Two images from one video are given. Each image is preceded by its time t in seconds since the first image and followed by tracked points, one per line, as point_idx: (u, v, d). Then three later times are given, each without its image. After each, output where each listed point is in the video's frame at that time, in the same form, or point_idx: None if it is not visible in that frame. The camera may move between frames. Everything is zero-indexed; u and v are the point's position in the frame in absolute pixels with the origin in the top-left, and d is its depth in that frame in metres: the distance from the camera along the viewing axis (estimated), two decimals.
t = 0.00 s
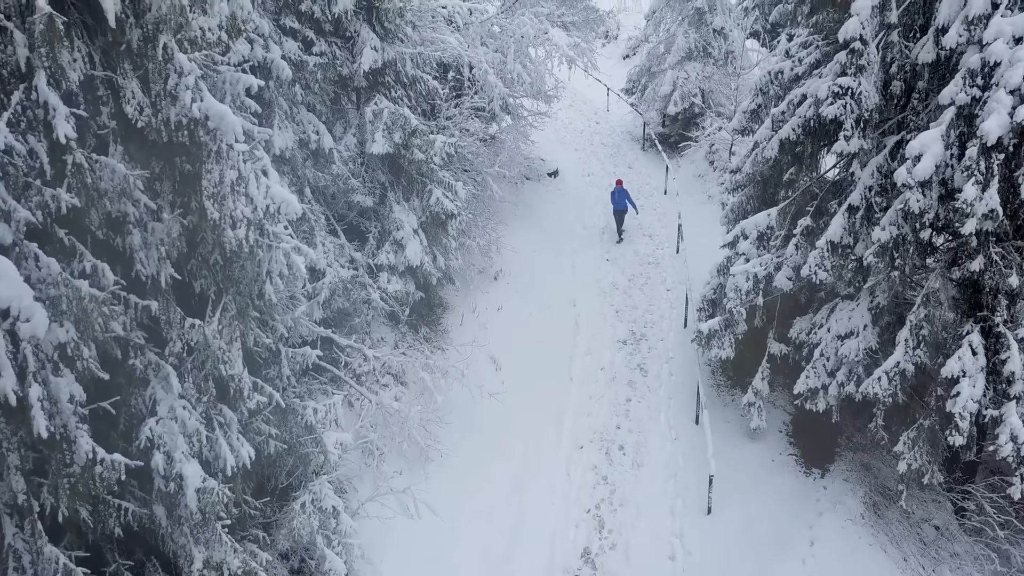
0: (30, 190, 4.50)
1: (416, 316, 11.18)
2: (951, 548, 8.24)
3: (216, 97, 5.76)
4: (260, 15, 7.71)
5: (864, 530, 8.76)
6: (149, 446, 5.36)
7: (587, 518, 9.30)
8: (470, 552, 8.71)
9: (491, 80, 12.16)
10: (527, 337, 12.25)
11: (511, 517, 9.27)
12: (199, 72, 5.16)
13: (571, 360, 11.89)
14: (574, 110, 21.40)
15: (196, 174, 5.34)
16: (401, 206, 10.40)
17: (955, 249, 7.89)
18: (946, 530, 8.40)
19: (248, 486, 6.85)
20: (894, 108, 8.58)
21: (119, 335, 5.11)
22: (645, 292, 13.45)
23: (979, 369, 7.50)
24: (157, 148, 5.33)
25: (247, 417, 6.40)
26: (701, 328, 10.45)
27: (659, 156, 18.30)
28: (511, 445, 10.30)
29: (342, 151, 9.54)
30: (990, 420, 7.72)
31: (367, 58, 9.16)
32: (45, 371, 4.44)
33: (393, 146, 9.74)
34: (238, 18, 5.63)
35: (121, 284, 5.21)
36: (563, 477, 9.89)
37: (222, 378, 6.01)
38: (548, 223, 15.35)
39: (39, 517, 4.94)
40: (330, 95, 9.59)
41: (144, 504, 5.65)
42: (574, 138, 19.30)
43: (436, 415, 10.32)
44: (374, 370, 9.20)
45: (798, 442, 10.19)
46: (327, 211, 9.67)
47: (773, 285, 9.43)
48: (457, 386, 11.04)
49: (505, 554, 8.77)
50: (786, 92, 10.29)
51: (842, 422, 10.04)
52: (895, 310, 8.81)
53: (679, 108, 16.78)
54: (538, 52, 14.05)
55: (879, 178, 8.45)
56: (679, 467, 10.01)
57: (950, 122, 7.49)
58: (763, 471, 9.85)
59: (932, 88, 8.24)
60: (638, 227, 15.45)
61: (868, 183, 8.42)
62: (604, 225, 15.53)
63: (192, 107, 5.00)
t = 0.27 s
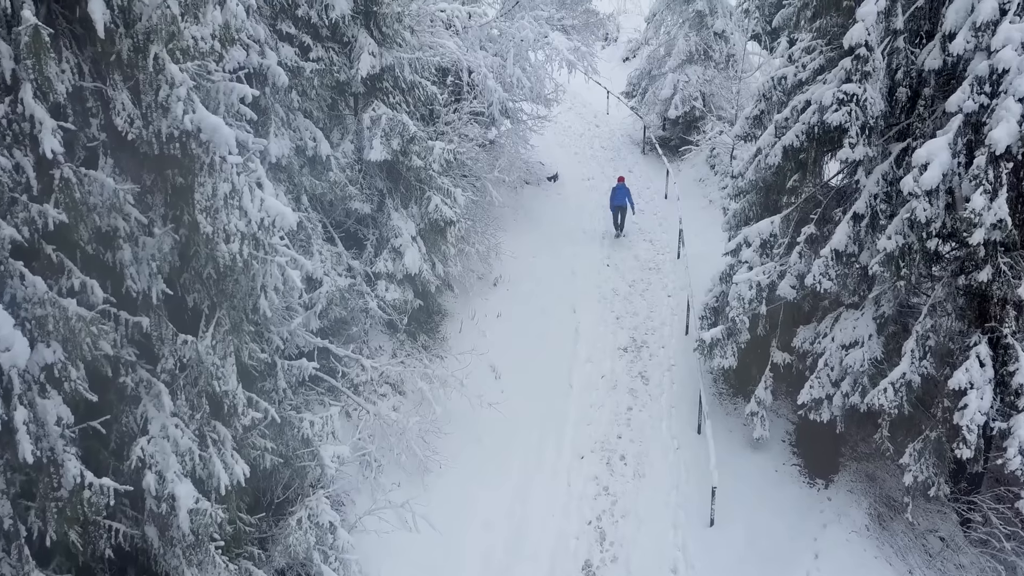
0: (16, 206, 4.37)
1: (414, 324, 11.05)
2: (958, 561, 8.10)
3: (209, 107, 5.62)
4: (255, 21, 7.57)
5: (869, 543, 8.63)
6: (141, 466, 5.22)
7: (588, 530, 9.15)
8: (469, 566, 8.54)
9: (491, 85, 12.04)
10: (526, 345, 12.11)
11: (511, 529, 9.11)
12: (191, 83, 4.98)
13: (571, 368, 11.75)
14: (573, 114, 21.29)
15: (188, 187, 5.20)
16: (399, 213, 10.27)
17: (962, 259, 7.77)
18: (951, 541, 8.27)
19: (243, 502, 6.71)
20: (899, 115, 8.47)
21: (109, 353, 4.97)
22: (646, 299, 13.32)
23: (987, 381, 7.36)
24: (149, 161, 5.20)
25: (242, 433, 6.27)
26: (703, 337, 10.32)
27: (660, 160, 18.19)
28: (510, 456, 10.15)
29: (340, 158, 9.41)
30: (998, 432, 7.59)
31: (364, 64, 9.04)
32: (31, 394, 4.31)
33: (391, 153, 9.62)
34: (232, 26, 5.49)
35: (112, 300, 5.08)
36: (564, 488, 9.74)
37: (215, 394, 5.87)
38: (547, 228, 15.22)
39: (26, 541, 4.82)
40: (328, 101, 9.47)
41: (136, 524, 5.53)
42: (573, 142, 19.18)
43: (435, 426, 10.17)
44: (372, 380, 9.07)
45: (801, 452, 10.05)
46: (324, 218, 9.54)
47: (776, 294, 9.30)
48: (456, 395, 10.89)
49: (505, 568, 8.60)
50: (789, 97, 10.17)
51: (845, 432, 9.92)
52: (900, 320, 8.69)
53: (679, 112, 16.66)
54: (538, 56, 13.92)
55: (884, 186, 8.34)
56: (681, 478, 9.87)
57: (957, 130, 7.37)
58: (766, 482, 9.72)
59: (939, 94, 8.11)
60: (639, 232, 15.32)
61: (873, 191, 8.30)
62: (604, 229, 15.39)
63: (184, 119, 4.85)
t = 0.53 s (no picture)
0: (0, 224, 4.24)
1: (413, 332, 10.92)
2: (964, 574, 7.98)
3: (202, 117, 5.48)
4: (251, 27, 7.43)
5: (874, 555, 8.50)
6: (131, 487, 5.10)
7: (589, 542, 8.99)
8: None
9: (489, 89, 11.92)
10: (525, 352, 11.97)
11: (511, 543, 8.94)
12: (182, 95, 4.86)
13: (571, 375, 11.61)
14: (573, 117, 21.17)
15: (180, 201, 5.07)
16: (397, 220, 10.13)
17: (969, 269, 7.65)
18: (956, 552, 8.17)
19: (237, 519, 6.58)
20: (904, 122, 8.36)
21: (97, 372, 4.84)
22: (646, 305, 13.18)
23: (995, 393, 7.21)
24: (138, 174, 5.05)
25: (237, 449, 6.13)
26: (705, 346, 10.19)
27: (660, 163, 18.08)
28: (510, 466, 10.00)
29: (337, 166, 9.29)
30: (1006, 445, 7.46)
31: (362, 69, 8.91)
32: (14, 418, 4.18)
33: (389, 160, 9.49)
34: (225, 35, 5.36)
35: (100, 318, 4.95)
36: (564, 499, 9.59)
37: (208, 411, 5.73)
38: (547, 233, 15.09)
39: (12, 567, 4.67)
40: (325, 107, 9.34)
41: (127, 545, 5.39)
42: (573, 145, 19.06)
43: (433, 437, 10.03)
44: (370, 390, 8.93)
45: (804, 462, 9.92)
46: (320, 226, 9.41)
47: (780, 303, 9.18)
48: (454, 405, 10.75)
49: None
50: (792, 103, 10.06)
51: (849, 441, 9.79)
52: (905, 329, 8.57)
53: (680, 115, 16.54)
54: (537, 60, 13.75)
55: (889, 194, 8.23)
56: (682, 489, 9.73)
57: (965, 138, 7.24)
58: (769, 493, 9.59)
59: (944, 102, 7.99)
60: (639, 237, 15.20)
61: (878, 199, 8.19)
62: (604, 234, 15.25)
63: (175, 132, 4.72)
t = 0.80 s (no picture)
0: None
1: (410, 340, 10.78)
2: None
3: (194, 128, 5.34)
4: (245, 33, 7.29)
5: (879, 568, 8.37)
6: (121, 509, 4.95)
7: (590, 555, 8.82)
8: None
9: (488, 94, 11.79)
10: (524, 360, 11.83)
11: (510, 556, 8.75)
12: (172, 107, 4.73)
13: (571, 383, 11.47)
14: (572, 120, 21.06)
15: (170, 215, 4.94)
16: (395, 228, 10.00)
17: (975, 279, 7.52)
18: (961, 564, 8.07)
19: (231, 536, 6.45)
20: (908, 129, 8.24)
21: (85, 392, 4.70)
22: (647, 311, 13.06)
23: (1003, 406, 7.04)
24: (127, 188, 4.91)
25: (230, 467, 5.98)
26: (707, 355, 10.06)
27: (659, 167, 17.96)
28: (509, 477, 9.85)
29: (334, 173, 9.15)
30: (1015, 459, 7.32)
31: (358, 75, 8.77)
32: None
33: (386, 167, 9.36)
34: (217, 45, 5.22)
35: (87, 336, 4.81)
36: (565, 511, 9.44)
37: (201, 429, 5.59)
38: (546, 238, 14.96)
39: None
40: (321, 114, 9.20)
41: (117, 568, 5.25)
42: (572, 149, 18.95)
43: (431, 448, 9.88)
44: (366, 401, 8.80)
45: (807, 472, 9.80)
46: (316, 235, 9.28)
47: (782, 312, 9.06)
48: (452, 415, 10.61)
49: None
50: (795, 109, 9.93)
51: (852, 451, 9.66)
52: (910, 339, 8.45)
53: (680, 119, 16.41)
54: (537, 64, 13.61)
55: (894, 203, 8.10)
56: (684, 500, 9.59)
57: (972, 147, 7.12)
58: (772, 504, 9.46)
59: (950, 109, 7.87)
60: (639, 242, 15.07)
61: (883, 207, 8.07)
62: (604, 239, 15.12)
63: (165, 146, 4.58)
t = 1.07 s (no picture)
0: None
1: (408, 349, 10.64)
2: None
3: (185, 140, 5.20)
4: (238, 39, 7.13)
5: None
6: (109, 534, 4.80)
7: (590, 568, 8.66)
8: None
9: (487, 99, 11.66)
10: (523, 368, 11.69)
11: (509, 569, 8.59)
12: (161, 120, 4.59)
13: (571, 392, 11.34)
14: (571, 124, 20.94)
15: (159, 231, 4.80)
16: (392, 236, 9.86)
17: (982, 289, 7.40)
18: None
19: (224, 555, 6.30)
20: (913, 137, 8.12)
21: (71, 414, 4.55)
22: (647, 318, 12.93)
23: (1011, 419, 6.90)
24: (116, 203, 4.78)
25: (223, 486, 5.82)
26: (709, 364, 9.93)
27: (659, 171, 17.84)
28: (508, 489, 9.72)
29: (330, 181, 9.01)
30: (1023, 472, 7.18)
31: (355, 81, 8.61)
32: None
33: (383, 175, 9.22)
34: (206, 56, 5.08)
35: (74, 356, 4.66)
36: (565, 523, 9.31)
37: (192, 449, 5.44)
38: (545, 244, 14.83)
39: None
40: (317, 120, 9.06)
41: None
42: (571, 152, 18.83)
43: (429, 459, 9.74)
44: (363, 413, 8.66)
45: (810, 483, 9.67)
46: (312, 243, 9.13)
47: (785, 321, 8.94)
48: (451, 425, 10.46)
49: None
50: (797, 115, 9.81)
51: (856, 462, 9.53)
52: (916, 350, 8.33)
53: (680, 122, 16.28)
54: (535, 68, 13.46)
55: (900, 211, 7.98)
56: (686, 511, 9.45)
57: (979, 155, 6.99)
58: (775, 516, 9.34)
59: (956, 116, 7.75)
60: (638, 247, 14.95)
61: (887, 216, 7.94)
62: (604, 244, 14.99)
63: (153, 160, 4.44)
